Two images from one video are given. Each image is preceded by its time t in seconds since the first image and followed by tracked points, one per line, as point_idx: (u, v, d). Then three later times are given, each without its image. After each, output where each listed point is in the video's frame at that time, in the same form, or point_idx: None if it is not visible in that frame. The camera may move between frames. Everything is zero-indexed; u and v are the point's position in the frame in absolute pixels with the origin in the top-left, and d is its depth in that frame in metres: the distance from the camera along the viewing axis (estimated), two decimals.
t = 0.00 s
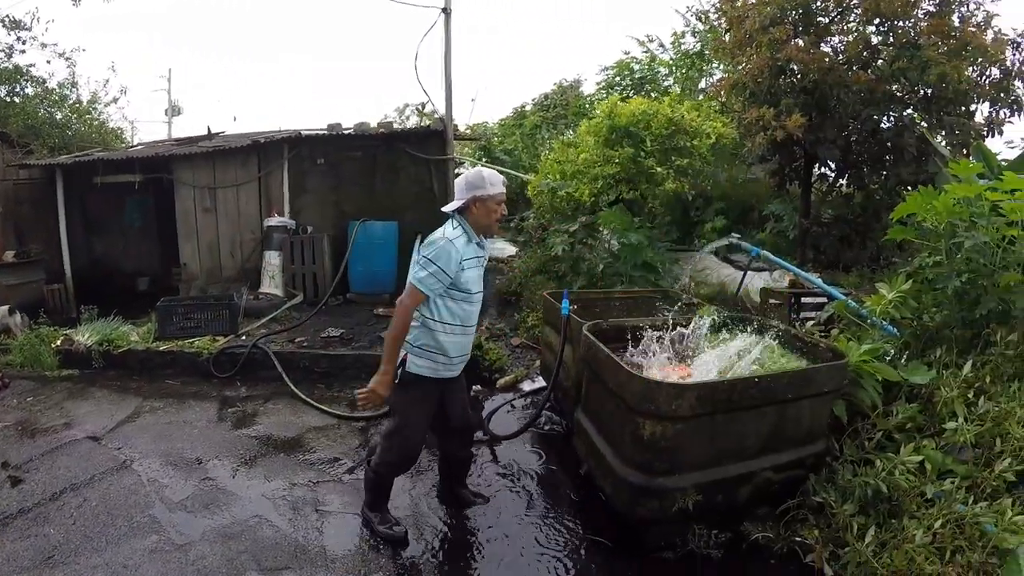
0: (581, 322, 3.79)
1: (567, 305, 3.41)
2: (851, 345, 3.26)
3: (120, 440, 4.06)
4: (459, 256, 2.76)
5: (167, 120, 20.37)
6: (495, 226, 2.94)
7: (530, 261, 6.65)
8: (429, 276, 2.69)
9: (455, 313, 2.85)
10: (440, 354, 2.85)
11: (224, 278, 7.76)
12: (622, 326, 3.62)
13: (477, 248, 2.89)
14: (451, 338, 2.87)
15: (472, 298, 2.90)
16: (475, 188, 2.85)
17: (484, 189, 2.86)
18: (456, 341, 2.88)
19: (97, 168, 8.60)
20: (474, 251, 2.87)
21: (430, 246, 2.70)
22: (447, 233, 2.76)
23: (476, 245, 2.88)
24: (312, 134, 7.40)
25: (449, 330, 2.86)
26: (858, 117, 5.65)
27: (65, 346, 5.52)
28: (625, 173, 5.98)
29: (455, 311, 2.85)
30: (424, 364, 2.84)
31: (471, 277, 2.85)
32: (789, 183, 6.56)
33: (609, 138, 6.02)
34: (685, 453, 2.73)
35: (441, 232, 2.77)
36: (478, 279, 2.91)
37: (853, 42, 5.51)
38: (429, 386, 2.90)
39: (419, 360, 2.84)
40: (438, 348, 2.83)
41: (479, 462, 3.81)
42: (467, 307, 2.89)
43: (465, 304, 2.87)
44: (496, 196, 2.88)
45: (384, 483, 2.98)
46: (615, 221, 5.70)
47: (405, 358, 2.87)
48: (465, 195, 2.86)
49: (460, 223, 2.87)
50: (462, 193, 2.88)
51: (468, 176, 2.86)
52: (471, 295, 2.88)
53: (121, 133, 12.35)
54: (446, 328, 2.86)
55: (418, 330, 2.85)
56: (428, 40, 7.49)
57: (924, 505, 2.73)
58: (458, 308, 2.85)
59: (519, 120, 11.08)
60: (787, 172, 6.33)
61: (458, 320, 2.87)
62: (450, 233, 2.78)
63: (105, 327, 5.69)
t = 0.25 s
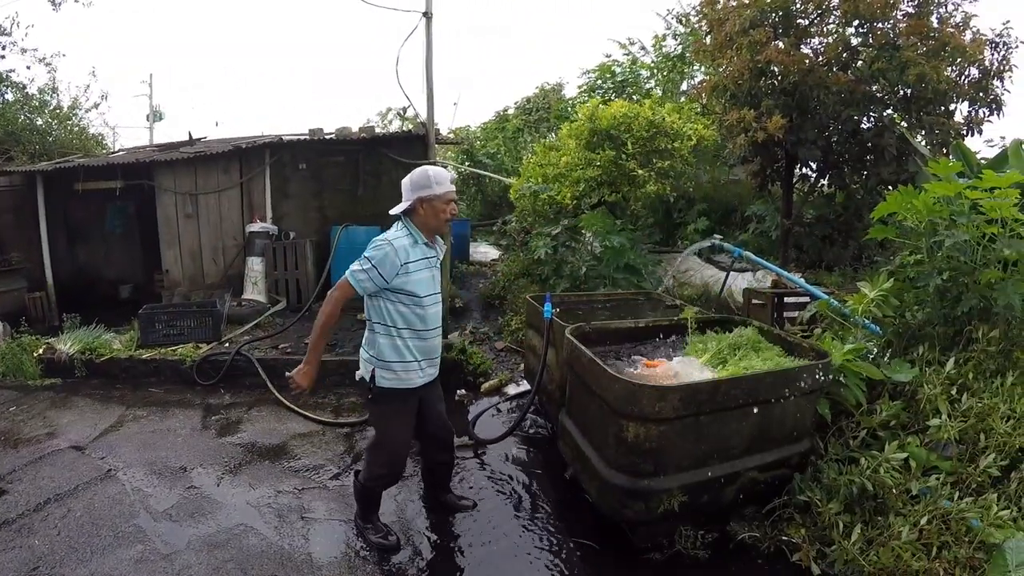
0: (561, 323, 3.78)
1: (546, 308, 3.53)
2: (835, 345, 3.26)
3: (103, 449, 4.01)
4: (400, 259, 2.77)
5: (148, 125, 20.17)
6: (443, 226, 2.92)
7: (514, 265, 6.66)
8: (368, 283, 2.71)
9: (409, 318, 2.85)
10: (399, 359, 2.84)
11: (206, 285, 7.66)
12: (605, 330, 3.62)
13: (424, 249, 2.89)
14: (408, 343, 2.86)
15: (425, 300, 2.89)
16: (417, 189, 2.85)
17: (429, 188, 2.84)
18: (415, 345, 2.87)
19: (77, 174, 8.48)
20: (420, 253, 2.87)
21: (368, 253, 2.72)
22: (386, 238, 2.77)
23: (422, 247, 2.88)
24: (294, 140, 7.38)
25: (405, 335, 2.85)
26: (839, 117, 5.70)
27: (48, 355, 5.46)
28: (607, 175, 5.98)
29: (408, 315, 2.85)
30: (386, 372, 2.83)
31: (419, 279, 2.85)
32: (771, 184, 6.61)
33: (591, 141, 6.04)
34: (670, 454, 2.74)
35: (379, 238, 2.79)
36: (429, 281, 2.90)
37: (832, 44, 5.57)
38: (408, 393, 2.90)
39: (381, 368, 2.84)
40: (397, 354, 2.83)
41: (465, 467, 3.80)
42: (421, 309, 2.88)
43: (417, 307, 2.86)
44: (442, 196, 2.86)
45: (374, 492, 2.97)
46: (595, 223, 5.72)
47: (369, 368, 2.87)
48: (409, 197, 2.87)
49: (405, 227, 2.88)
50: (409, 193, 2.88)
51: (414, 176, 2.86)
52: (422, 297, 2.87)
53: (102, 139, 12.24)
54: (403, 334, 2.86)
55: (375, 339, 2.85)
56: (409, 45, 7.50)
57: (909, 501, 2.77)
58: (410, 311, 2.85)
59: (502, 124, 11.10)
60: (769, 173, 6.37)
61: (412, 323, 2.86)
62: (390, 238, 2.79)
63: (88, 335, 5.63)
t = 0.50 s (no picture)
0: (566, 322, 3.77)
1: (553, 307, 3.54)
2: (840, 342, 3.24)
3: (108, 447, 4.02)
4: (377, 259, 2.76)
5: (151, 124, 20.19)
6: (413, 223, 2.87)
7: (518, 263, 6.66)
8: (345, 286, 2.70)
9: (392, 317, 2.86)
10: (387, 359, 2.85)
11: (210, 283, 7.66)
12: (612, 328, 3.62)
13: (401, 246, 2.88)
14: (394, 341, 2.87)
15: (406, 297, 2.89)
16: (386, 186, 2.82)
17: (395, 185, 2.80)
18: (401, 343, 2.88)
19: (81, 173, 8.51)
20: (397, 250, 2.86)
21: (343, 255, 2.71)
22: (360, 238, 2.76)
23: (399, 244, 2.87)
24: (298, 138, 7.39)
25: (390, 334, 2.87)
26: (843, 115, 5.69)
27: (52, 353, 5.48)
28: (611, 173, 5.98)
29: (391, 314, 2.86)
30: (375, 373, 2.85)
31: (398, 277, 2.84)
32: (775, 182, 6.60)
33: (595, 139, 6.04)
34: (674, 453, 2.74)
35: (354, 239, 2.77)
36: (409, 278, 2.90)
37: (836, 43, 5.56)
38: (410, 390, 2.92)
39: (371, 368, 2.86)
40: (384, 354, 2.84)
41: (468, 464, 3.81)
42: (403, 307, 2.88)
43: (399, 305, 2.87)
44: (409, 191, 2.80)
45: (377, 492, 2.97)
46: (599, 221, 5.72)
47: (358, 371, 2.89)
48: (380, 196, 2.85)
49: (380, 225, 2.86)
50: (380, 190, 2.86)
51: (384, 173, 2.83)
52: (403, 295, 2.87)
53: (105, 138, 12.26)
54: (388, 333, 2.87)
55: (362, 340, 2.86)
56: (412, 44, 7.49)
57: (914, 500, 2.79)
58: (392, 310, 2.85)
59: (505, 122, 11.10)
60: (773, 171, 6.37)
61: (396, 321, 2.87)
62: (365, 238, 2.78)
63: (92, 334, 5.64)
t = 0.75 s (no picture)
0: (577, 325, 3.78)
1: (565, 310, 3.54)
2: (851, 346, 3.25)
3: (118, 450, 4.04)
4: (382, 263, 2.76)
5: (161, 128, 20.31)
6: (425, 233, 2.88)
7: (527, 266, 6.65)
8: (350, 291, 2.70)
9: (402, 320, 2.86)
10: (400, 363, 2.85)
11: (219, 286, 7.69)
12: (623, 331, 3.64)
13: (408, 250, 2.87)
14: (406, 344, 2.88)
15: (414, 300, 2.89)
16: (403, 194, 2.78)
17: (417, 197, 2.78)
18: (413, 345, 2.89)
19: (90, 176, 8.56)
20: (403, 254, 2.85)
21: (348, 259, 2.71)
22: (364, 243, 2.75)
23: (405, 249, 2.85)
24: (306, 140, 7.41)
25: (401, 337, 2.87)
26: (852, 116, 5.67)
27: (62, 356, 5.50)
28: (621, 175, 5.98)
29: (401, 317, 2.86)
30: (389, 376, 2.85)
31: (405, 281, 2.84)
32: (784, 184, 6.57)
33: (604, 141, 6.04)
34: (686, 457, 2.73)
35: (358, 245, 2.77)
36: (416, 282, 2.89)
37: (845, 43, 5.54)
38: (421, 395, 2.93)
39: (385, 372, 2.86)
40: (397, 358, 2.84)
41: (478, 468, 3.81)
42: (412, 310, 2.88)
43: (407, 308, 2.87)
44: (431, 205, 2.81)
45: (388, 495, 2.97)
46: (610, 223, 5.73)
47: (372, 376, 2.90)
48: (393, 202, 2.80)
49: (385, 230, 2.85)
50: (396, 196, 2.80)
51: (404, 180, 2.78)
52: (410, 297, 2.87)
53: (115, 142, 12.35)
54: (399, 337, 2.87)
55: (374, 345, 2.87)
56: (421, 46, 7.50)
57: (927, 504, 2.77)
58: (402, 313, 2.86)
59: (513, 124, 11.10)
60: (783, 172, 6.33)
61: (406, 324, 2.87)
62: (369, 243, 2.77)
63: (102, 336, 5.67)
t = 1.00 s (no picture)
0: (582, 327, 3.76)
1: (569, 311, 3.52)
2: (857, 346, 3.25)
3: (121, 452, 4.05)
4: (411, 264, 2.79)
5: (164, 130, 20.36)
6: (452, 238, 2.92)
7: (531, 267, 6.65)
8: (378, 287, 2.71)
9: (422, 319, 2.89)
10: (418, 361, 2.87)
11: (223, 288, 7.73)
12: (628, 332, 3.62)
13: (435, 253, 2.91)
14: (424, 343, 2.90)
15: (436, 302, 2.92)
16: (439, 199, 2.81)
17: (454, 203, 2.83)
18: (431, 345, 2.91)
19: (94, 178, 8.59)
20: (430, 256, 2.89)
21: (377, 257, 2.72)
22: (394, 243, 2.78)
23: (432, 253, 2.89)
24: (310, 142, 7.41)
25: (422, 336, 2.89)
26: (856, 116, 5.66)
27: (65, 358, 5.51)
28: (625, 175, 5.98)
29: (422, 317, 2.88)
30: (406, 373, 2.86)
31: (430, 283, 2.87)
32: (788, 184, 6.55)
33: (608, 142, 6.05)
34: (690, 459, 2.72)
35: (387, 243, 2.79)
36: (440, 284, 2.92)
37: (848, 42, 5.52)
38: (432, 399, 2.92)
39: (399, 370, 2.87)
40: (414, 357, 2.86)
41: (482, 471, 3.80)
42: (433, 311, 2.91)
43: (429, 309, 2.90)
44: (465, 213, 2.89)
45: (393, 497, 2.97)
46: (614, 224, 5.73)
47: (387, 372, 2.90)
48: (427, 204, 2.83)
49: (414, 231, 2.88)
50: (432, 199, 2.83)
51: (443, 184, 2.81)
52: (433, 299, 2.90)
53: (118, 144, 12.38)
54: (417, 337, 2.88)
55: (392, 341, 2.88)
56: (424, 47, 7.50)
57: (932, 506, 2.77)
58: (424, 312, 2.88)
59: (516, 125, 11.09)
60: (786, 173, 6.32)
61: (427, 324, 2.90)
62: (399, 243, 2.80)
63: (104, 338, 5.68)
